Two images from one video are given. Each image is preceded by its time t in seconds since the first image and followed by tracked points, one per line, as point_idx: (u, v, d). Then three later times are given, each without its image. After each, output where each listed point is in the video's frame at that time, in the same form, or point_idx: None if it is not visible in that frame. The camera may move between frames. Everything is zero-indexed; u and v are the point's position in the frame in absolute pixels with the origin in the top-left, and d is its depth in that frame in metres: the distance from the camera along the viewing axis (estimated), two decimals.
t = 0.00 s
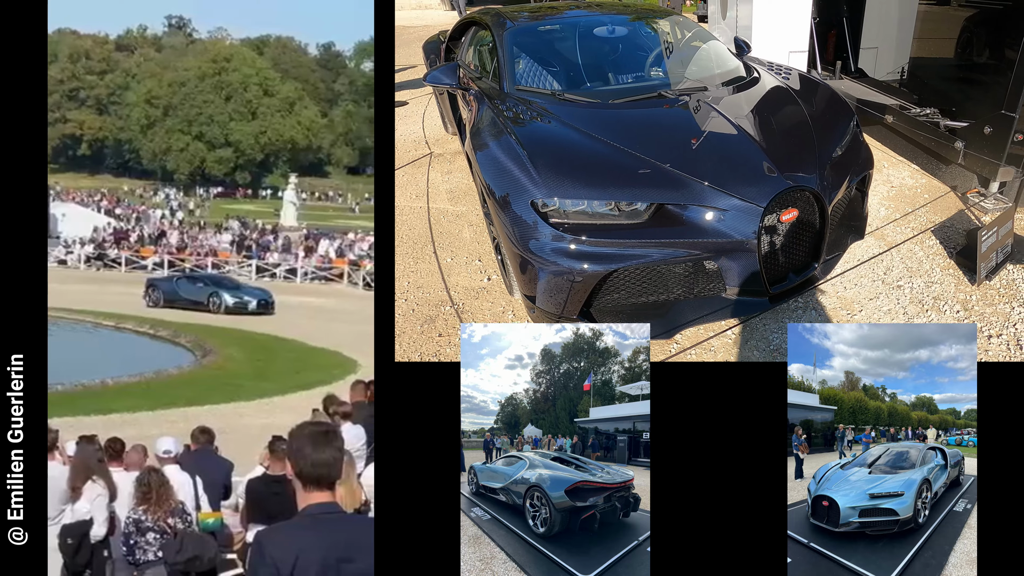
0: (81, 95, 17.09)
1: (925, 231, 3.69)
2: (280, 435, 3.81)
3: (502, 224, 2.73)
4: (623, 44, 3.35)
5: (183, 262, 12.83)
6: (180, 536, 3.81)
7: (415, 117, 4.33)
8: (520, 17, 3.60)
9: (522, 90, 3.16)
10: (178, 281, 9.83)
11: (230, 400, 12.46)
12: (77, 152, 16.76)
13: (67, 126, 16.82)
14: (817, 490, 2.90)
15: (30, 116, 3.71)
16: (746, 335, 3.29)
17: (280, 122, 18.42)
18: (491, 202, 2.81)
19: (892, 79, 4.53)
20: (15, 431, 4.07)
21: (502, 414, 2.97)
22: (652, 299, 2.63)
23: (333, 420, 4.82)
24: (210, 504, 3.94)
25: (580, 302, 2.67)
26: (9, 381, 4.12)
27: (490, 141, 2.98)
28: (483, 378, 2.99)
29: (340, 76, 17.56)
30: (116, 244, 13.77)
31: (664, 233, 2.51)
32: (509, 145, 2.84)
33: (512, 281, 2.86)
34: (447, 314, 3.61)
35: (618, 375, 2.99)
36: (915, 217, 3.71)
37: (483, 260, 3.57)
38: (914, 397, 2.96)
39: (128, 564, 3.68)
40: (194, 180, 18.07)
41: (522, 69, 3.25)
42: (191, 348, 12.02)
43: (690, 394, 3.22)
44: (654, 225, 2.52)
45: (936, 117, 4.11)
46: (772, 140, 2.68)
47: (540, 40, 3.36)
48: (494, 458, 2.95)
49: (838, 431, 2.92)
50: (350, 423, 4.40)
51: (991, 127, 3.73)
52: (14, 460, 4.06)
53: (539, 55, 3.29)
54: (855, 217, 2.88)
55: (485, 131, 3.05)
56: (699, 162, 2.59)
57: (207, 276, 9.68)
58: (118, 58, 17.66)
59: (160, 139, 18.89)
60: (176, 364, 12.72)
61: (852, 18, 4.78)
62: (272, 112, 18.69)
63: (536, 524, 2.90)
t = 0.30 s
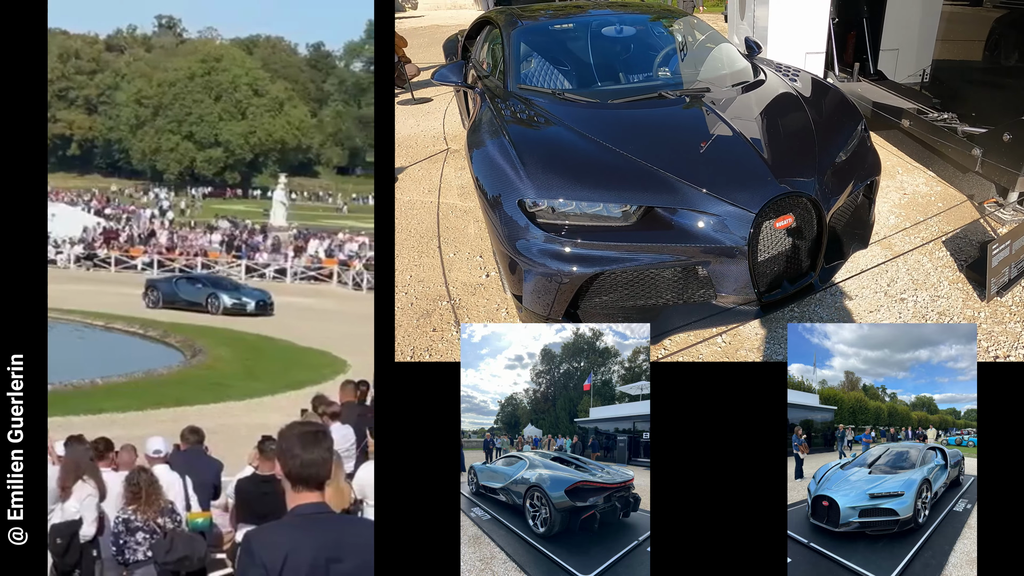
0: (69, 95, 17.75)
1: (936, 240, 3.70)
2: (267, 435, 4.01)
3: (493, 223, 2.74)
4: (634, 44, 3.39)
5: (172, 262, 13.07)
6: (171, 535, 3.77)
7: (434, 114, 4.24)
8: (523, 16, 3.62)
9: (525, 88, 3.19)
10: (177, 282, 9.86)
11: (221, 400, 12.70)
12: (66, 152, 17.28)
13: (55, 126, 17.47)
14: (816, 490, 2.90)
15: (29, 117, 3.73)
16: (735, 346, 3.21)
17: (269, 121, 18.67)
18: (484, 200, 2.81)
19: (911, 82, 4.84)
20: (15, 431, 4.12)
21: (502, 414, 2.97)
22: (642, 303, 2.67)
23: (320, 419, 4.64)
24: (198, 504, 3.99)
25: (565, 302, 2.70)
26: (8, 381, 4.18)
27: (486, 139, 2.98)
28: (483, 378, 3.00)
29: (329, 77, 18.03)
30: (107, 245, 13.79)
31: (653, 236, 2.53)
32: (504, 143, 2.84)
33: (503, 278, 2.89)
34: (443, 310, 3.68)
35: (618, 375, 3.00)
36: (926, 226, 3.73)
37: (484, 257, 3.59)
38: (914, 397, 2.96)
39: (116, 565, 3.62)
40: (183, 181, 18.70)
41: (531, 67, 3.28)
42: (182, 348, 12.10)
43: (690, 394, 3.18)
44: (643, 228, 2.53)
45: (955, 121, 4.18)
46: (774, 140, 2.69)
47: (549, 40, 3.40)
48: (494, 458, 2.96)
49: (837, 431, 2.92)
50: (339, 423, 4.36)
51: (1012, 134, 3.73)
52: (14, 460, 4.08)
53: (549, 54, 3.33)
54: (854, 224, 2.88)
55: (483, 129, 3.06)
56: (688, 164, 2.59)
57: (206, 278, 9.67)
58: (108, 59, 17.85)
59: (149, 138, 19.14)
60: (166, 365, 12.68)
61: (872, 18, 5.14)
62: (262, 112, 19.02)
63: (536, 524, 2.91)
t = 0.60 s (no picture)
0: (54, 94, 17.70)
1: (944, 252, 3.76)
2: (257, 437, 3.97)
3: (477, 229, 2.82)
4: (640, 48, 3.41)
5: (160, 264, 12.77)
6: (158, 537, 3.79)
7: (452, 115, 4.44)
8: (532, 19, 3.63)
9: (518, 92, 3.27)
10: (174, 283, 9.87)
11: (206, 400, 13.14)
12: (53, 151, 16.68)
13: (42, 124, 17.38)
14: (817, 490, 2.89)
15: (28, 115, 3.74)
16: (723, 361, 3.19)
17: (258, 121, 18.82)
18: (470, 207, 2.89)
19: (930, 85, 5.05)
20: (15, 431, 4.12)
21: (502, 414, 2.98)
22: (620, 311, 2.76)
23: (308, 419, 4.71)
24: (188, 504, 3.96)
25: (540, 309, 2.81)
26: (8, 381, 4.18)
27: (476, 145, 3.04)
28: (483, 378, 3.00)
29: (317, 78, 18.39)
30: (94, 245, 13.03)
31: (632, 245, 2.56)
32: (492, 151, 2.89)
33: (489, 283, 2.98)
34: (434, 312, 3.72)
35: (618, 375, 3.00)
36: (934, 240, 3.79)
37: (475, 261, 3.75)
38: (914, 397, 2.96)
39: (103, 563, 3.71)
40: (172, 180, 18.81)
41: (536, 71, 3.34)
42: (170, 347, 12.78)
43: (691, 395, 3.20)
44: (622, 238, 2.57)
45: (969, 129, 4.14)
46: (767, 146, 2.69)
47: (555, 43, 3.44)
48: (494, 458, 2.96)
49: (838, 431, 2.92)
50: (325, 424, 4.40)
51: None
52: (14, 460, 4.08)
53: (554, 57, 3.38)
54: (850, 236, 2.87)
55: (476, 134, 3.11)
56: (671, 172, 2.59)
57: (203, 278, 9.65)
58: (97, 57, 18.13)
59: (138, 139, 19.44)
60: (152, 365, 13.20)
61: (890, 19, 5.34)
62: (251, 111, 19.09)
63: (536, 524, 2.91)
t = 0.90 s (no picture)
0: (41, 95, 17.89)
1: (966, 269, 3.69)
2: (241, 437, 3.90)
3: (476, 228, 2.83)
4: (664, 49, 3.46)
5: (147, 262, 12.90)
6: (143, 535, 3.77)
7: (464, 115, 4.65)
8: (563, 22, 3.72)
9: (535, 92, 3.35)
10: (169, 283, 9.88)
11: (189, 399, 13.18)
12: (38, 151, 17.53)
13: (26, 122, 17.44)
14: (817, 490, 2.89)
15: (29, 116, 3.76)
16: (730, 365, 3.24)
17: (245, 120, 18.86)
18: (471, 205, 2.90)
19: (967, 93, 5.42)
20: (15, 431, 4.10)
21: (502, 414, 2.97)
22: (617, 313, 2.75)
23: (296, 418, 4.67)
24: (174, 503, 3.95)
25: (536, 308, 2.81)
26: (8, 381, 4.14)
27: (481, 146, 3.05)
28: (483, 378, 2.99)
29: (303, 76, 18.38)
30: (80, 244, 13.58)
31: (627, 251, 2.57)
32: (496, 150, 2.91)
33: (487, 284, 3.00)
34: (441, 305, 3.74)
35: (618, 375, 3.00)
36: (957, 258, 3.73)
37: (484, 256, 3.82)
38: (914, 397, 2.96)
39: (88, 563, 3.72)
40: (157, 178, 18.78)
41: (560, 72, 3.40)
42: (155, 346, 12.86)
43: (690, 396, 3.21)
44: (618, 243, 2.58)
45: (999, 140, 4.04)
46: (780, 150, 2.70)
47: (579, 45, 3.50)
48: (493, 458, 2.96)
49: (837, 431, 2.92)
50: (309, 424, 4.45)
51: None
52: (14, 460, 4.07)
53: (580, 58, 3.43)
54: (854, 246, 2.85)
55: (484, 134, 3.14)
56: (671, 180, 2.60)
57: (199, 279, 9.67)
58: (82, 57, 18.12)
59: (124, 138, 19.38)
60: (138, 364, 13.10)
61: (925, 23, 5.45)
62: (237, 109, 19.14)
63: (535, 524, 2.91)
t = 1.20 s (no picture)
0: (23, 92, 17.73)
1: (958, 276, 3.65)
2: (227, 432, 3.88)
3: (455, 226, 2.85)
4: (663, 49, 3.45)
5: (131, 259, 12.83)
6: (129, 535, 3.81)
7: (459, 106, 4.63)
8: (564, 20, 3.69)
9: (525, 91, 3.35)
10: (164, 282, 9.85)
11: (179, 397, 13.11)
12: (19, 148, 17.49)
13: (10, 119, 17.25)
14: (817, 490, 2.90)
15: (29, 114, 3.73)
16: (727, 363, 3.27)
17: (229, 118, 18.84)
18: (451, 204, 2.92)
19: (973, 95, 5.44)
20: (15, 430, 4.08)
21: (502, 414, 2.97)
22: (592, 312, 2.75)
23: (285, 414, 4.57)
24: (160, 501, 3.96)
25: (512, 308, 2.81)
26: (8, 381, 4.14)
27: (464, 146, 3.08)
28: (483, 378, 2.98)
29: (288, 74, 18.22)
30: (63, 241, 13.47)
31: (601, 252, 2.58)
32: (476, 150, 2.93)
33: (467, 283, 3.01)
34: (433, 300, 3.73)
35: (618, 375, 2.99)
36: (948, 264, 3.68)
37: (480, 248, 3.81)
38: (914, 397, 2.96)
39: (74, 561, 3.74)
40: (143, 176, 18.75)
41: (558, 71, 3.40)
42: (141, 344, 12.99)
43: (690, 394, 3.17)
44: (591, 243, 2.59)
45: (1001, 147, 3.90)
46: (762, 151, 2.70)
47: (576, 44, 3.49)
48: (494, 458, 2.95)
49: (837, 431, 2.92)
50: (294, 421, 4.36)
51: None
52: (13, 460, 4.04)
53: (577, 57, 3.43)
54: (843, 250, 2.82)
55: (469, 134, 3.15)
56: (651, 180, 2.60)
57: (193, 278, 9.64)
58: (65, 54, 17.95)
59: (110, 136, 19.31)
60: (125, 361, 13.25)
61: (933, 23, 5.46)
62: (222, 109, 19.12)
63: (536, 524, 2.91)
